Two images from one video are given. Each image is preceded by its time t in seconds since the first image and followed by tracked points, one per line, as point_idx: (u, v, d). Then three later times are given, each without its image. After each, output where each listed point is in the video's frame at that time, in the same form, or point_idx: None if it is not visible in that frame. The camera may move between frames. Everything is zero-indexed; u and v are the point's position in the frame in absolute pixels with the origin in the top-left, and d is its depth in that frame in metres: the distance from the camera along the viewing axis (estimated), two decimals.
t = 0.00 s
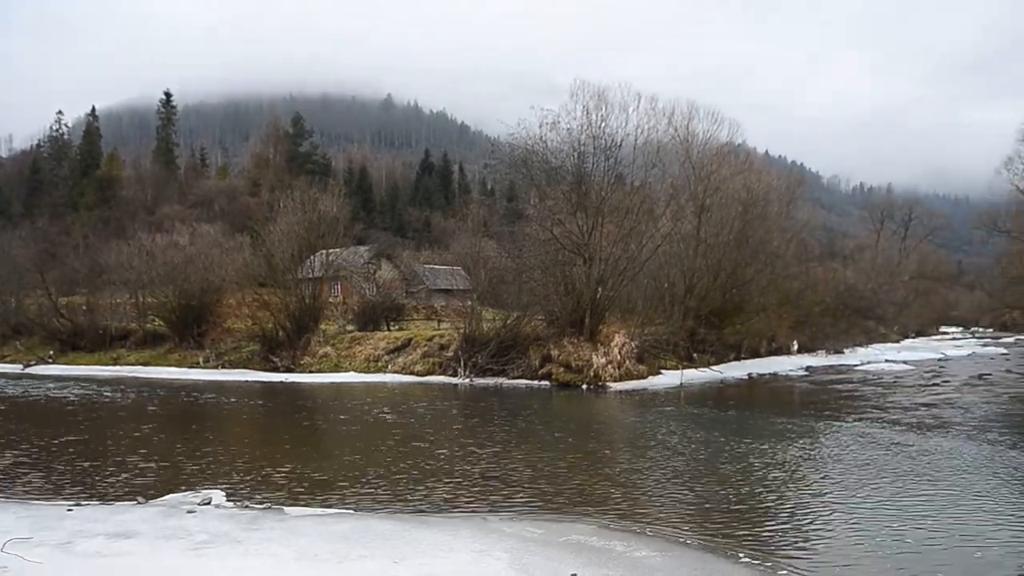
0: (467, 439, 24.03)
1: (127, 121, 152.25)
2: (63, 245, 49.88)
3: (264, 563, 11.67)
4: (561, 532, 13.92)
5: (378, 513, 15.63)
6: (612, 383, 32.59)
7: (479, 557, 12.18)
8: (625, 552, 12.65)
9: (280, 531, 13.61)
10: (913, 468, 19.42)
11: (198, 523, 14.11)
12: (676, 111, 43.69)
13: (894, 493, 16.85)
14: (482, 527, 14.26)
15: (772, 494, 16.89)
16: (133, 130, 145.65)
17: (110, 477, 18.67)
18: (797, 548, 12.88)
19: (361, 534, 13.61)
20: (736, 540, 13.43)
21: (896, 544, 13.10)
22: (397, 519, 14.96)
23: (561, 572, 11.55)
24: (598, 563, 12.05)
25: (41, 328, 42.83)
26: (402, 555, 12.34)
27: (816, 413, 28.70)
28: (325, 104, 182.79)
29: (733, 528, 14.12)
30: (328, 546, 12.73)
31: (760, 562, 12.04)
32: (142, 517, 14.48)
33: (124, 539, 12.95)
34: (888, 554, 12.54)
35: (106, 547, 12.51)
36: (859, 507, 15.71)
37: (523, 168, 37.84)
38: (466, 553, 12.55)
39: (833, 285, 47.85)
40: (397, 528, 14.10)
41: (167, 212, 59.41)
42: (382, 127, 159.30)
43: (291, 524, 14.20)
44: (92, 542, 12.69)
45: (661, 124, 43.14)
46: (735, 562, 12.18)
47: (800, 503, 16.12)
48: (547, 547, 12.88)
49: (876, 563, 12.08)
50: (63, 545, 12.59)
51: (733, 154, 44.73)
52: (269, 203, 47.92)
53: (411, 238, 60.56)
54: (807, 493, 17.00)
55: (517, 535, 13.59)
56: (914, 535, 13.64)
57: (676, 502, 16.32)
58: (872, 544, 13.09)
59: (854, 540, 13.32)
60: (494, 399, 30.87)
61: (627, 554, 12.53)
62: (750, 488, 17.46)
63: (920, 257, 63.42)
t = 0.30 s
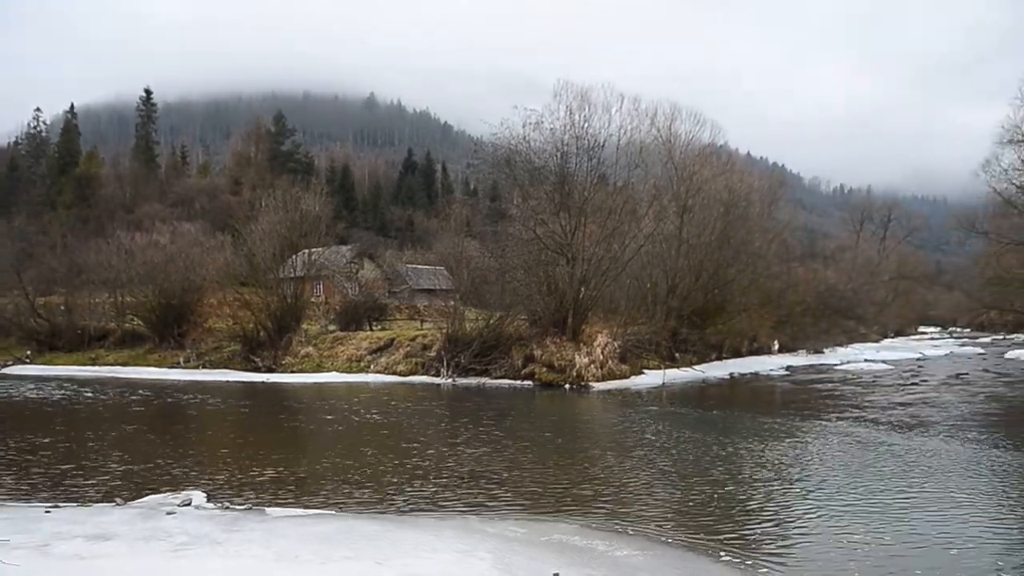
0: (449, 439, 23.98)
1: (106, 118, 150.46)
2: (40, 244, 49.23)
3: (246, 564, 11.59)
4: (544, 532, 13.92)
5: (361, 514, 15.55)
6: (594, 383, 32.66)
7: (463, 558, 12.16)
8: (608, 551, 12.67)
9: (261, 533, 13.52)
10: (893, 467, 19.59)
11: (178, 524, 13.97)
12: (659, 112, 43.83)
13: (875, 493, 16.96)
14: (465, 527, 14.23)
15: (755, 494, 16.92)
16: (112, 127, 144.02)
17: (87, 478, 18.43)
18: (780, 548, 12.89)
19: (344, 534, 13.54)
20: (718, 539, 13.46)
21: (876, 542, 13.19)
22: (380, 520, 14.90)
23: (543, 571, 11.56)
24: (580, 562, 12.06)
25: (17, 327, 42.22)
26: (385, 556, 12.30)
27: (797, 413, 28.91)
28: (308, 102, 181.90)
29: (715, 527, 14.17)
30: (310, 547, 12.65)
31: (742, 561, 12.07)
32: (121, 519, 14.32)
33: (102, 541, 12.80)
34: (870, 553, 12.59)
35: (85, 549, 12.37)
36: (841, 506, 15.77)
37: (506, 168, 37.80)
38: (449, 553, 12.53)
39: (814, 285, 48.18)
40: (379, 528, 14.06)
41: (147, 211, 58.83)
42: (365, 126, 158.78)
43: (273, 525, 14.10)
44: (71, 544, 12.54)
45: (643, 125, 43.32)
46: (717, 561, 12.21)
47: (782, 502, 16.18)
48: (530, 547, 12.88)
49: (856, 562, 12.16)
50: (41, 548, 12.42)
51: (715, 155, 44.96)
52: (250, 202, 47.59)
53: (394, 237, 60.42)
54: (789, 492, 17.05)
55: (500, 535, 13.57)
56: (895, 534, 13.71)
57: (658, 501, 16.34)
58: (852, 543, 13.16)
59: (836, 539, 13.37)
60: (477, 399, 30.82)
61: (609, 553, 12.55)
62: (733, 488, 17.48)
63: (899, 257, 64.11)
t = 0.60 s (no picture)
0: (429, 439, 23.98)
1: (84, 116, 148.74)
2: (17, 242, 48.59)
3: (226, 565, 11.53)
4: (525, 531, 13.92)
5: (341, 514, 15.52)
6: (576, 382, 32.74)
7: (443, 558, 12.15)
8: (589, 551, 12.72)
9: (240, 534, 13.45)
10: (870, 465, 19.80)
11: (158, 526, 13.87)
12: (641, 112, 44.00)
13: (855, 491, 17.05)
14: (446, 527, 14.22)
15: (736, 493, 16.93)
16: (90, 125, 142.33)
17: (64, 480, 18.24)
18: (760, 546, 12.91)
19: (324, 535, 13.50)
20: (698, 537, 13.54)
21: (853, 539, 13.32)
22: (361, 520, 14.86)
23: (525, 569, 11.60)
24: (561, 561, 12.10)
25: None
26: (366, 556, 12.27)
27: (776, 412, 29.15)
28: (290, 101, 180.81)
29: (695, 527, 14.24)
30: (290, 548, 12.59)
31: (721, 560, 12.16)
32: (99, 521, 14.18)
33: (80, 543, 12.67)
34: (849, 550, 12.63)
35: (62, 551, 12.23)
36: (821, 505, 15.81)
37: (489, 168, 37.78)
38: (431, 553, 12.52)
39: (794, 285, 48.56)
40: (360, 529, 14.04)
41: (126, 209, 58.25)
42: (348, 125, 158.19)
43: (253, 526, 14.04)
44: (48, 547, 12.41)
45: (625, 125, 43.44)
46: (698, 559, 12.30)
47: (762, 501, 16.22)
48: (511, 546, 12.89)
49: (834, 557, 12.28)
50: (17, 550, 12.29)
51: (697, 156, 45.20)
52: (231, 201, 47.30)
53: (376, 237, 60.32)
54: (769, 491, 17.11)
55: (482, 535, 13.58)
56: (875, 531, 13.75)
57: (638, 500, 16.41)
58: (830, 539, 13.27)
59: (816, 537, 13.40)
60: (459, 399, 30.85)
61: (590, 552, 12.61)
62: (714, 488, 17.50)
63: (877, 258, 64.82)
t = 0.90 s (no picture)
0: (410, 439, 23.92)
1: (61, 112, 146.83)
2: None
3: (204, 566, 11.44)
4: (505, 531, 13.91)
5: (320, 515, 15.42)
6: (557, 382, 32.77)
7: (423, 558, 12.11)
8: (569, 550, 12.76)
9: (219, 535, 13.36)
10: (847, 464, 19.98)
11: (135, 527, 13.74)
12: (622, 113, 44.10)
13: (835, 491, 17.14)
14: (427, 527, 14.20)
15: (718, 494, 16.96)
16: (67, 121, 140.51)
17: (38, 481, 17.99)
18: (740, 546, 12.96)
19: (304, 536, 13.43)
20: (677, 537, 13.60)
21: (831, 537, 13.45)
22: (340, 521, 14.78)
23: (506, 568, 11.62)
24: (541, 561, 12.13)
25: None
26: (345, 557, 12.22)
27: (755, 412, 29.36)
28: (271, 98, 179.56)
29: (675, 526, 14.31)
30: (270, 549, 12.51)
31: (700, 560, 12.22)
32: (75, 523, 14.02)
33: (56, 545, 12.52)
34: (829, 550, 12.68)
35: (37, 553, 12.09)
36: (801, 505, 15.89)
37: (471, 168, 37.69)
38: (411, 553, 12.48)
39: (774, 284, 48.94)
40: (340, 529, 13.97)
41: (104, 207, 57.56)
42: (329, 123, 157.39)
43: (231, 527, 13.94)
44: (23, 549, 12.25)
45: (607, 126, 43.52)
46: (678, 558, 12.37)
47: (741, 500, 16.32)
48: (491, 546, 12.87)
49: (811, 556, 12.41)
50: None
51: (678, 157, 45.41)
52: (211, 199, 46.95)
53: (357, 236, 60.11)
54: (749, 490, 17.23)
55: (463, 535, 13.57)
56: (854, 531, 13.81)
57: (619, 500, 16.47)
58: (808, 538, 13.39)
59: (795, 536, 13.48)
60: (441, 398, 30.81)
61: (570, 552, 12.65)
62: (696, 488, 17.52)
63: (855, 259, 65.46)
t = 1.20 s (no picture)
0: (391, 439, 23.86)
1: (38, 110, 144.92)
2: None
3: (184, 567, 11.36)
4: (487, 531, 13.91)
5: (301, 515, 15.33)
6: (539, 382, 32.78)
7: (407, 558, 12.09)
8: (552, 549, 12.80)
9: (199, 536, 13.27)
10: (827, 463, 20.16)
11: (113, 529, 13.60)
12: (605, 113, 44.19)
13: (816, 490, 17.22)
14: (409, 527, 14.17)
15: (700, 493, 16.98)
16: (44, 119, 138.70)
17: (13, 483, 17.76)
18: (720, 544, 13.04)
19: (285, 537, 13.35)
20: (659, 536, 13.65)
21: (810, 535, 13.56)
22: (321, 521, 14.70)
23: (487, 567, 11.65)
24: (524, 560, 12.15)
25: None
26: (327, 557, 12.17)
27: (736, 411, 29.56)
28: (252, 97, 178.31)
29: (657, 525, 14.37)
30: (251, 550, 12.43)
31: (681, 558, 12.30)
32: (52, 524, 13.86)
33: (33, 547, 12.37)
34: (809, 549, 12.73)
35: (14, 555, 11.96)
36: (782, 504, 15.95)
37: (454, 168, 37.57)
38: (393, 553, 12.44)
39: (755, 284, 49.29)
40: (321, 530, 13.92)
41: (82, 206, 56.88)
42: (311, 123, 156.56)
43: (212, 528, 13.84)
44: None
45: (590, 126, 43.55)
46: (660, 557, 12.44)
47: (722, 499, 16.44)
48: (473, 546, 12.86)
49: (792, 554, 12.50)
50: None
51: (659, 157, 45.59)
52: (190, 198, 46.57)
53: (338, 236, 59.91)
54: (728, 489, 17.35)
55: (445, 536, 13.54)
56: (835, 530, 13.87)
57: (600, 499, 16.50)
58: (787, 536, 13.52)
59: (774, 535, 13.59)
60: (423, 398, 30.78)
61: (552, 551, 12.68)
62: (678, 487, 17.54)
63: (834, 260, 66.07)
